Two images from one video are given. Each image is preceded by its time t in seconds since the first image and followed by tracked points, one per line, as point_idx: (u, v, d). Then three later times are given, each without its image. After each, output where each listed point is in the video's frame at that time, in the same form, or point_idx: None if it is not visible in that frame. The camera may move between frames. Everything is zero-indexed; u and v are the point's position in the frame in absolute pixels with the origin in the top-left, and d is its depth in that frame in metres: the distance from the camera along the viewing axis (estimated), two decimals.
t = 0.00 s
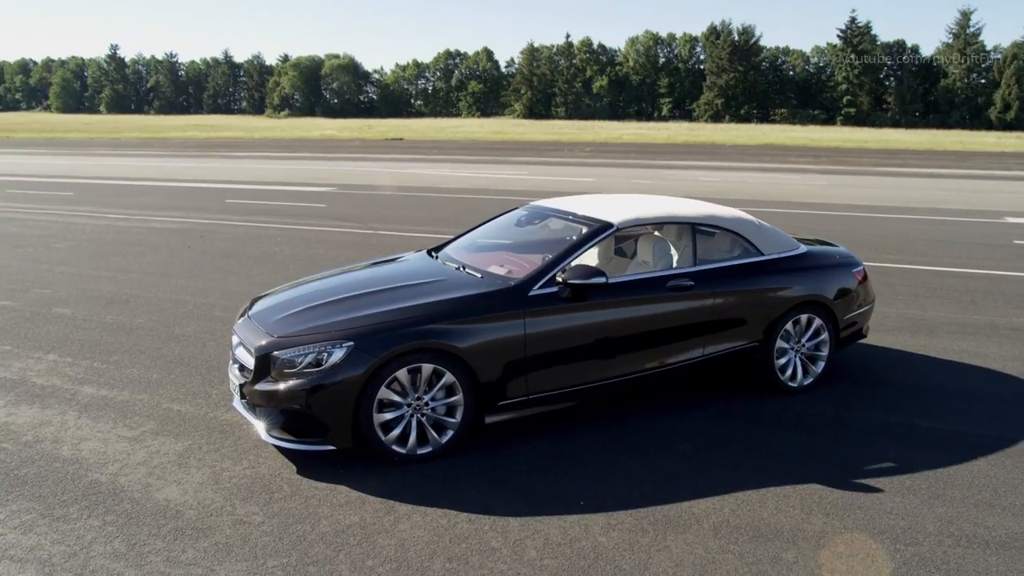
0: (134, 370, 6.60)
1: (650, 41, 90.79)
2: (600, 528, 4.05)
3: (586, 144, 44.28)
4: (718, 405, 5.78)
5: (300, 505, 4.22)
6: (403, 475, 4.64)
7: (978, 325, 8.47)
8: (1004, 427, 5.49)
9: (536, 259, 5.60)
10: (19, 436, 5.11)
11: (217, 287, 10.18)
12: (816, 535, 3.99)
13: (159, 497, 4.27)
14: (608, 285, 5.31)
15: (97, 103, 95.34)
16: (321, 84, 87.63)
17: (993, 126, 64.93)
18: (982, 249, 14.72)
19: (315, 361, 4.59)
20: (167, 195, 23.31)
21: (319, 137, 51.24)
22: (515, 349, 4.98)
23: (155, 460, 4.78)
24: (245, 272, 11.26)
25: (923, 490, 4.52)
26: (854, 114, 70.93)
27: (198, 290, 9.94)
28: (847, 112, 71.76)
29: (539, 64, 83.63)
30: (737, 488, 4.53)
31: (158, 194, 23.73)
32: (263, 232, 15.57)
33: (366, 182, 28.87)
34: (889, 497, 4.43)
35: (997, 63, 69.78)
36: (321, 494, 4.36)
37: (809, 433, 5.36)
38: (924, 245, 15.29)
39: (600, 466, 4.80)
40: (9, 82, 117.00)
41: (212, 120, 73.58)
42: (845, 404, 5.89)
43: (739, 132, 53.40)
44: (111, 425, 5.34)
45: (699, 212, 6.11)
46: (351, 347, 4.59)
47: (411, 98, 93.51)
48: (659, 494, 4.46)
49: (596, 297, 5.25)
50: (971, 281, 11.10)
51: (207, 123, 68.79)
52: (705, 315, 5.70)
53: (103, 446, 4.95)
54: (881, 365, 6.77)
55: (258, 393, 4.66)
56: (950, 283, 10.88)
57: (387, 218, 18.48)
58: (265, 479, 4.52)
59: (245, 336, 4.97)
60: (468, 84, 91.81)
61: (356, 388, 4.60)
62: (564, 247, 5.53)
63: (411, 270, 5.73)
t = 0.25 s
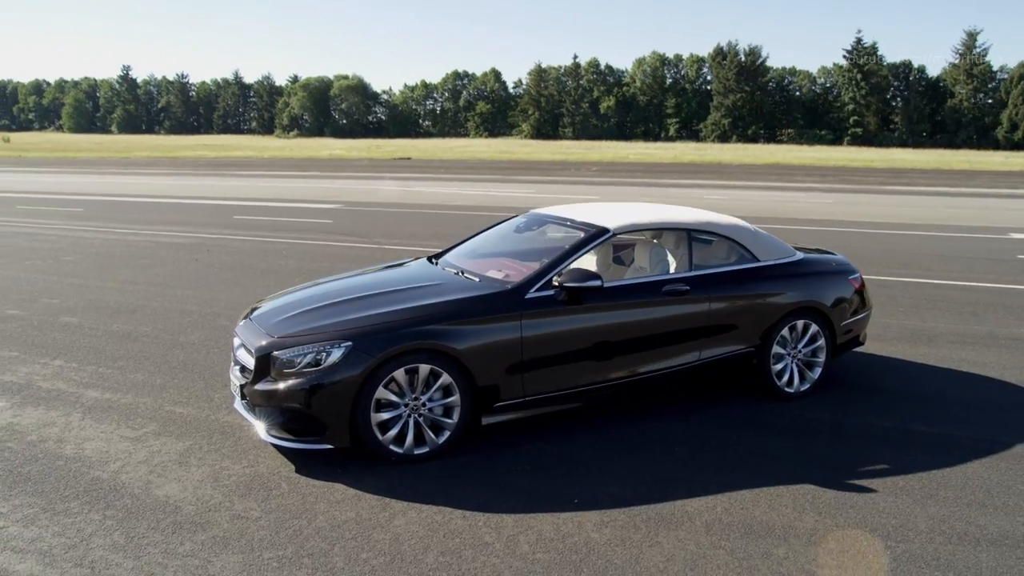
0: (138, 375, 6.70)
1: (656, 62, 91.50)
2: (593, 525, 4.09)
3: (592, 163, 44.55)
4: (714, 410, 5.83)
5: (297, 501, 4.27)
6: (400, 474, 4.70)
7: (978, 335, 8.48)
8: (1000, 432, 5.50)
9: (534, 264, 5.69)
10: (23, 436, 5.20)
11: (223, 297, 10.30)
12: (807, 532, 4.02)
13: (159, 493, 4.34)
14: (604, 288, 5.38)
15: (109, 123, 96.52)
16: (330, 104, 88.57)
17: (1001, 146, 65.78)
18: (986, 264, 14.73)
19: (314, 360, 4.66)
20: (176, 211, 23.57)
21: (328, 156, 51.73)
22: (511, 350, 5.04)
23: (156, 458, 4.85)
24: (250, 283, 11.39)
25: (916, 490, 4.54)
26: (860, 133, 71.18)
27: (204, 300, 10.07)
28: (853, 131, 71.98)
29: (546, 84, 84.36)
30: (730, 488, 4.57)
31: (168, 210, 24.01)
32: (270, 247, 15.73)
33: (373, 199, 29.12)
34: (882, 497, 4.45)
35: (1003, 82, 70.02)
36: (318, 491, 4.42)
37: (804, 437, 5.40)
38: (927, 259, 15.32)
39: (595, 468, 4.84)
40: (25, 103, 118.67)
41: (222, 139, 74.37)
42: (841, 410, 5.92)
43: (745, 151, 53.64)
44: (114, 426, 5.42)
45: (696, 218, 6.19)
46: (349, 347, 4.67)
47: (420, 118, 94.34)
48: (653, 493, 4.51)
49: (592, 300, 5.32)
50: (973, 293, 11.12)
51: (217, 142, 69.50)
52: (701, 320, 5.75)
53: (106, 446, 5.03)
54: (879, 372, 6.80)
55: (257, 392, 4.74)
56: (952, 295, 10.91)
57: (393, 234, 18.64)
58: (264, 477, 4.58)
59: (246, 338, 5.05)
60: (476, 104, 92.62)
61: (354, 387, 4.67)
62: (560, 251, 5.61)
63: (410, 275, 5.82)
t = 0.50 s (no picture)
0: (143, 379, 6.79)
1: (662, 82, 92.06)
2: (586, 519, 4.14)
3: (598, 181, 44.73)
4: (711, 413, 5.88)
5: (295, 496, 4.34)
6: (397, 472, 4.76)
7: (978, 345, 8.50)
8: (995, 436, 5.53)
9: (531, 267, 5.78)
10: (28, 435, 5.29)
11: (228, 307, 10.41)
12: (798, 527, 4.06)
13: (160, 488, 4.42)
14: (599, 291, 5.45)
15: (119, 142, 97.54)
16: (338, 124, 89.34)
17: (1007, 165, 65.14)
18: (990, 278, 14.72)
19: (314, 359, 4.74)
20: (184, 227, 23.79)
21: (335, 175, 52.13)
22: (508, 351, 5.12)
23: (158, 456, 4.92)
24: (256, 294, 11.51)
25: (908, 488, 4.58)
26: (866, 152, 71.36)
27: (209, 310, 10.17)
28: (859, 150, 72.17)
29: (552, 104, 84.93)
30: (724, 486, 4.61)
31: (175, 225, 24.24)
32: (276, 260, 15.87)
33: (379, 215, 29.31)
34: (874, 495, 4.49)
35: (1009, 102, 70.18)
36: (316, 487, 4.49)
37: (799, 440, 5.44)
38: (931, 273, 15.33)
39: (591, 467, 4.89)
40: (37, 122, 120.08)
41: (230, 158, 75.05)
42: (837, 414, 5.96)
43: (751, 170, 53.76)
44: (117, 426, 5.51)
45: (692, 224, 6.26)
46: (348, 346, 4.75)
47: (427, 137, 95.00)
48: (647, 491, 4.56)
49: (588, 303, 5.39)
50: (975, 305, 11.13)
51: (227, 161, 70.03)
52: (697, 323, 5.82)
53: (109, 444, 5.12)
54: (876, 378, 6.84)
55: (258, 390, 4.82)
56: (954, 307, 10.92)
57: (399, 249, 18.77)
58: (263, 474, 4.65)
59: (247, 338, 5.13)
60: (483, 124, 93.22)
61: (353, 386, 4.75)
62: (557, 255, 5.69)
63: (410, 278, 5.90)
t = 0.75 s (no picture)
0: (148, 384, 6.89)
1: (669, 104, 92.47)
2: (579, 513, 4.20)
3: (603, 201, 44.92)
4: (707, 416, 5.95)
5: (294, 491, 4.42)
6: (395, 469, 4.84)
7: (978, 354, 8.53)
8: (989, 438, 5.57)
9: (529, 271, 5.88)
10: (35, 434, 5.39)
11: (233, 317, 10.54)
12: (789, 521, 4.11)
13: (162, 482, 4.50)
14: (596, 294, 5.54)
15: (130, 164, 98.52)
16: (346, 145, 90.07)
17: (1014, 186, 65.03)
18: (993, 292, 14.73)
19: (314, 357, 4.84)
20: (192, 244, 24.02)
21: (342, 195, 52.51)
22: (505, 351, 5.20)
23: (161, 454, 5.01)
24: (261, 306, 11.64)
25: (901, 486, 4.62)
26: (872, 174, 71.49)
27: (215, 321, 10.30)
28: (865, 172, 72.32)
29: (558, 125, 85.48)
30: (718, 484, 4.66)
31: (183, 243, 24.46)
32: (282, 275, 16.02)
33: (385, 234, 29.52)
34: (866, 492, 4.54)
35: (1015, 123, 70.29)
36: (315, 482, 4.57)
37: (794, 441, 5.49)
38: (934, 288, 15.35)
39: (587, 465, 4.96)
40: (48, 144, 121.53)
41: (239, 180, 75.69)
42: (832, 417, 6.01)
43: (756, 190, 53.91)
44: (122, 426, 5.60)
45: (688, 230, 6.35)
46: (348, 345, 4.85)
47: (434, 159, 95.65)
48: (641, 488, 4.61)
49: (585, 305, 5.48)
50: (977, 317, 11.16)
51: (238, 183, 70.57)
52: (693, 327, 5.89)
53: (113, 443, 5.21)
54: (873, 384, 6.88)
55: (259, 389, 4.91)
56: (955, 319, 10.96)
57: (404, 265, 18.91)
58: (264, 470, 4.73)
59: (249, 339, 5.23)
60: (489, 146, 93.84)
61: (352, 384, 4.84)
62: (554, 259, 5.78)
63: (410, 282, 6.01)
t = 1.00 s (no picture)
0: (153, 387, 6.99)
1: (674, 123, 92.94)
2: (575, 506, 4.26)
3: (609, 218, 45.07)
4: (705, 417, 6.01)
5: (295, 485, 4.50)
6: (395, 466, 4.91)
7: (978, 361, 8.57)
8: (985, 439, 5.61)
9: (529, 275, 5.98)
10: (42, 433, 5.48)
11: (239, 326, 10.65)
12: (782, 514, 4.17)
13: (166, 477, 4.59)
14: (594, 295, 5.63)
15: (139, 183, 99.38)
16: (353, 164, 90.68)
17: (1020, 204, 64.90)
18: (997, 304, 14.75)
19: (316, 355, 4.93)
20: (199, 260, 24.22)
21: (349, 213, 52.86)
22: (503, 351, 5.29)
23: (165, 451, 5.10)
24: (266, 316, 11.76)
25: (894, 482, 4.67)
26: (878, 192, 71.59)
27: (221, 329, 10.42)
28: (871, 189, 72.40)
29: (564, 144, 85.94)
30: (713, 480, 4.72)
31: (190, 258, 24.67)
32: (288, 288, 16.16)
33: (391, 250, 29.70)
34: (860, 488, 4.59)
35: (1020, 141, 70.35)
36: (316, 477, 4.65)
37: (791, 441, 5.54)
38: (937, 301, 15.38)
39: (584, 462, 5.03)
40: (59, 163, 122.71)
41: (247, 198, 76.28)
42: (829, 419, 6.07)
43: (762, 208, 53.98)
44: (127, 426, 5.70)
45: (686, 234, 6.44)
46: (350, 343, 4.94)
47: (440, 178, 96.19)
48: (637, 484, 4.68)
49: (583, 306, 5.57)
50: (979, 327, 11.19)
51: (245, 201, 71.05)
52: (691, 329, 5.96)
53: (119, 441, 5.30)
54: (871, 388, 6.93)
55: (262, 387, 5.00)
56: (957, 329, 10.99)
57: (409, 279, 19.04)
58: (266, 466, 4.82)
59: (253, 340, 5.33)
60: (495, 165, 94.35)
61: (353, 381, 4.93)
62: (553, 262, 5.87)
63: (411, 286, 6.11)
